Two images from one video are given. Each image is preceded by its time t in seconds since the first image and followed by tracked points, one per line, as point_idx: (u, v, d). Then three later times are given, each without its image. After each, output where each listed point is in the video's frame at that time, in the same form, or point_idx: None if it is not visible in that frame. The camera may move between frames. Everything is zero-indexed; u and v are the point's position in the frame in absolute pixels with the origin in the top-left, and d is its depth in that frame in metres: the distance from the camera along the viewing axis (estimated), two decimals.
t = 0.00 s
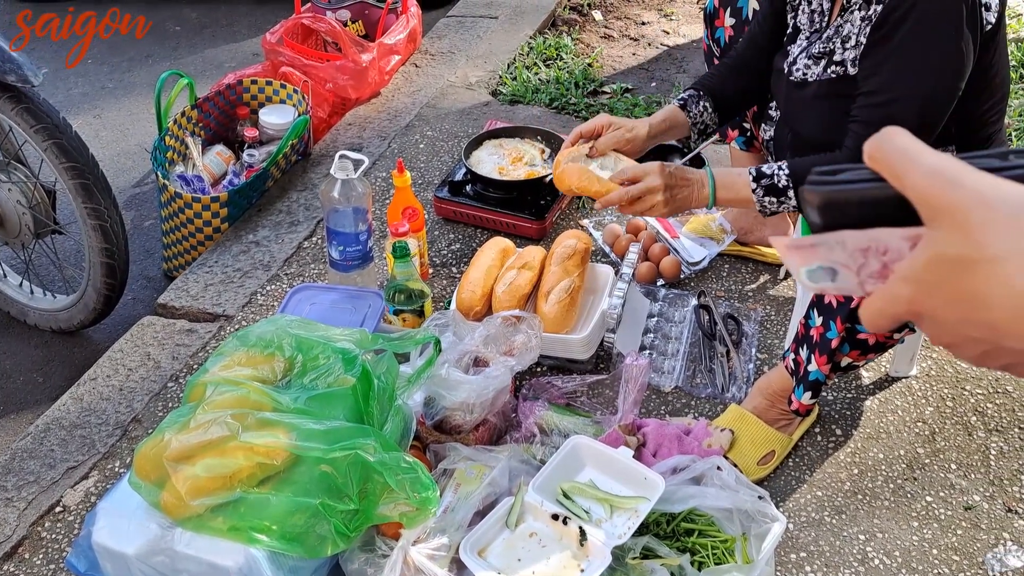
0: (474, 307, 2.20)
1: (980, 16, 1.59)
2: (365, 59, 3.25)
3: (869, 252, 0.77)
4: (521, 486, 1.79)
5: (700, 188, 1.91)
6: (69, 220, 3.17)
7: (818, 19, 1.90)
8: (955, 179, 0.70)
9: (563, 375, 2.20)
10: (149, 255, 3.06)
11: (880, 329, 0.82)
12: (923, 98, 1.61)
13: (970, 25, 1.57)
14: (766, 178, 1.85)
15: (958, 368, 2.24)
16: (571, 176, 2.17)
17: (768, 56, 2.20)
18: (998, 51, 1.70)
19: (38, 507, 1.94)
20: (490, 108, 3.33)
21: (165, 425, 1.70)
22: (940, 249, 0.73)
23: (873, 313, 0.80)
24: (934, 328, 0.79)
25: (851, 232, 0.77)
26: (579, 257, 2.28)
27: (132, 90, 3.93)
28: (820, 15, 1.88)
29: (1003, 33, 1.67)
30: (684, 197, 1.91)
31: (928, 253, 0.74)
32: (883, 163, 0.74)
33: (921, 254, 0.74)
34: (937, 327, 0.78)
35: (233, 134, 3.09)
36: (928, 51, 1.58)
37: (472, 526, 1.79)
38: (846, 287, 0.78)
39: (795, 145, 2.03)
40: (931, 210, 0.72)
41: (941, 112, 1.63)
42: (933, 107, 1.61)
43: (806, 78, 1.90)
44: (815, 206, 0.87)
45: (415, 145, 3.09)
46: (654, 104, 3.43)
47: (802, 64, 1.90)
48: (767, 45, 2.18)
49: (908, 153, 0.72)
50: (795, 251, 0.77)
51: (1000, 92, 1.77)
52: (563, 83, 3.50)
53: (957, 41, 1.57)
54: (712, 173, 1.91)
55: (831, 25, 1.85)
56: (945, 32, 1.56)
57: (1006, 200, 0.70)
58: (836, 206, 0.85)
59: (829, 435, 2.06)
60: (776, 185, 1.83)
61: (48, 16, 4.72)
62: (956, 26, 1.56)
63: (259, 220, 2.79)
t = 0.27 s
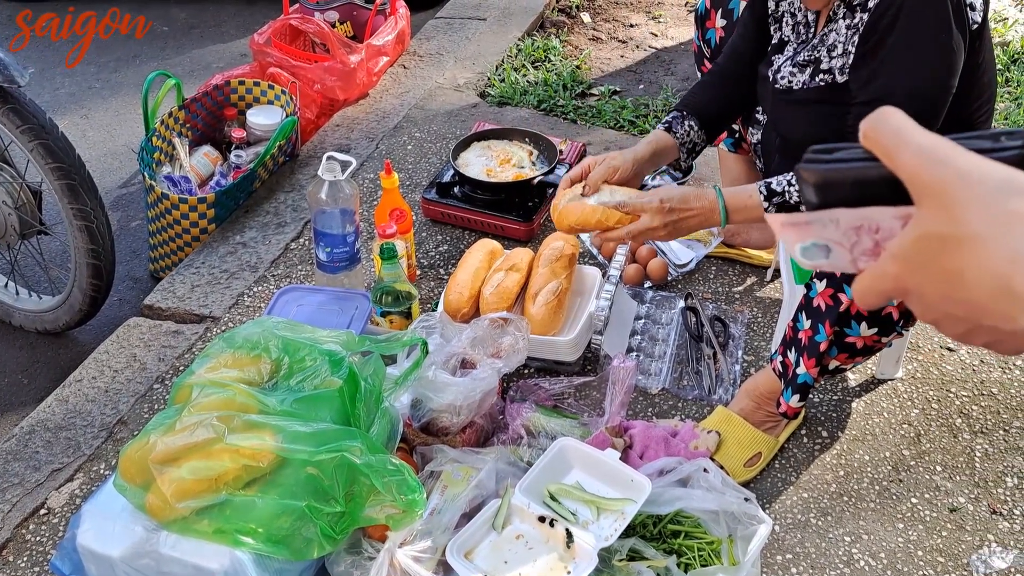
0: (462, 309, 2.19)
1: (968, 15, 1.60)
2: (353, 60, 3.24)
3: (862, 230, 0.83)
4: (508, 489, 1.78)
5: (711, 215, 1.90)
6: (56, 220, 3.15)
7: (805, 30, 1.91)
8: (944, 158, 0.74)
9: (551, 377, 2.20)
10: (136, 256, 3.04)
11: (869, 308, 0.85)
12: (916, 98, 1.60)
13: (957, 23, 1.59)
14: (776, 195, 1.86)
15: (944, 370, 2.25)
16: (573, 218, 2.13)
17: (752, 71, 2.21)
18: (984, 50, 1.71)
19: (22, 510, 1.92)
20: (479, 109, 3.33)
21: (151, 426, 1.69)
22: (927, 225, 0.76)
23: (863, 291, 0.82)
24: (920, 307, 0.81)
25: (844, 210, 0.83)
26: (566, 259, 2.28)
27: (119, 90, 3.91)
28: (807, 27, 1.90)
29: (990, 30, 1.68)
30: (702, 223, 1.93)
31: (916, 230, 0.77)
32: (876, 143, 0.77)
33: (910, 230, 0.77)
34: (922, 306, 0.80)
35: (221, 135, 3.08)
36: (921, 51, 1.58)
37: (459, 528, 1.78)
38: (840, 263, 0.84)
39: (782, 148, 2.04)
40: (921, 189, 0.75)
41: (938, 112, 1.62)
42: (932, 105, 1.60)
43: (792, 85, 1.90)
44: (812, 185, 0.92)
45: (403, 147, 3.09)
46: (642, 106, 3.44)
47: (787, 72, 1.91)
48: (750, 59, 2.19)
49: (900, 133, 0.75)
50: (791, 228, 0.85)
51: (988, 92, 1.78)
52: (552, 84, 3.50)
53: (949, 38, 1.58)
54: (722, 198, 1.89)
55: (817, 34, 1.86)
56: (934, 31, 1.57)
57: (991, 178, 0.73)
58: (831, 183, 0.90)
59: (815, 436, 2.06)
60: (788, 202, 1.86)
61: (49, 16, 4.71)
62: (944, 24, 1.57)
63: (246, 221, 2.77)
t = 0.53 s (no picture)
0: (457, 310, 2.19)
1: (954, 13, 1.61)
2: (349, 62, 3.24)
3: (885, 244, 0.78)
4: (503, 490, 1.78)
5: (718, 252, 1.82)
6: (51, 222, 3.14)
7: (790, 44, 1.92)
8: (964, 170, 0.70)
9: (546, 378, 2.20)
10: (131, 257, 3.04)
11: (890, 322, 0.81)
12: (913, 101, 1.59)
13: (943, 22, 1.59)
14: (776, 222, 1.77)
15: (939, 371, 2.25)
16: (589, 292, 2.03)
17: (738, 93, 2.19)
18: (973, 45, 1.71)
19: (17, 512, 1.92)
20: (474, 111, 3.33)
21: (146, 428, 1.69)
22: (944, 239, 0.72)
23: (884, 306, 0.79)
24: (937, 321, 0.77)
25: (869, 222, 0.78)
26: (562, 260, 2.28)
27: (115, 92, 3.90)
28: (792, 41, 1.91)
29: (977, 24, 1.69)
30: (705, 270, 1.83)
31: (932, 243, 0.73)
32: (900, 157, 0.73)
33: (927, 242, 0.73)
34: (939, 320, 0.77)
35: (216, 137, 3.08)
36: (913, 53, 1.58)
37: (454, 530, 1.78)
38: (864, 278, 0.81)
39: (775, 150, 2.04)
40: (941, 203, 0.71)
41: (932, 114, 1.61)
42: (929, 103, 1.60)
43: (780, 97, 1.91)
44: (837, 199, 0.81)
45: (398, 148, 3.09)
46: (637, 108, 3.44)
47: (774, 84, 1.91)
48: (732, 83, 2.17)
49: (921, 146, 0.72)
50: (817, 240, 0.80)
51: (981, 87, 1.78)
52: (547, 86, 3.50)
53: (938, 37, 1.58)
54: (721, 239, 1.82)
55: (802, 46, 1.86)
56: (922, 33, 1.57)
57: (1011, 193, 0.69)
58: (859, 196, 0.79)
59: (811, 437, 2.07)
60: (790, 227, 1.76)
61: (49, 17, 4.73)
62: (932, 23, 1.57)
63: (242, 223, 2.77)
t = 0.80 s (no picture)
0: (456, 312, 2.19)
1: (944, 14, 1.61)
2: (349, 64, 3.25)
3: (898, 230, 0.83)
4: (503, 493, 1.78)
5: (717, 267, 1.88)
6: (51, 224, 3.14)
7: (777, 48, 1.92)
8: (976, 158, 0.73)
9: (546, 380, 2.20)
10: (131, 259, 3.04)
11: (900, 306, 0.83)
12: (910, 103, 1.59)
13: (933, 23, 1.59)
14: (776, 233, 1.80)
15: (939, 373, 2.25)
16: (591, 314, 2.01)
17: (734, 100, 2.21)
18: (967, 45, 1.71)
19: (17, 513, 1.92)
20: (473, 113, 3.34)
21: (145, 430, 1.69)
22: (955, 225, 0.74)
23: (894, 290, 0.81)
24: (945, 307, 0.80)
25: (881, 208, 0.83)
26: (561, 262, 2.28)
27: (115, 94, 3.90)
28: (780, 47, 1.90)
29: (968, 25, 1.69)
30: (707, 287, 1.88)
31: (943, 229, 0.75)
32: (915, 142, 0.76)
33: (939, 229, 0.76)
34: (945, 307, 0.79)
35: (216, 139, 3.08)
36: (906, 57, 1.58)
37: (454, 532, 1.78)
38: (877, 262, 0.85)
39: (772, 155, 2.03)
40: (954, 189, 0.74)
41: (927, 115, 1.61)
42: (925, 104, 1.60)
43: (774, 105, 1.91)
44: (852, 183, 0.84)
45: (397, 150, 3.09)
46: (636, 110, 3.44)
47: (768, 93, 1.91)
48: (727, 98, 2.15)
49: (937, 132, 0.74)
50: (831, 223, 0.86)
51: (977, 87, 1.78)
52: (546, 88, 3.50)
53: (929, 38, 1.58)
54: (722, 259, 1.87)
55: (793, 52, 1.86)
56: (912, 35, 1.57)
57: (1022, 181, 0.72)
58: (873, 181, 0.83)
59: (811, 440, 2.06)
60: (789, 237, 1.79)
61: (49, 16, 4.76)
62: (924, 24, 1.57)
63: (241, 225, 2.77)
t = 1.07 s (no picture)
0: (456, 313, 2.19)
1: (943, 15, 1.60)
2: (347, 67, 3.25)
3: (889, 246, 0.83)
4: (503, 495, 1.78)
5: (703, 251, 1.84)
6: (51, 227, 3.14)
7: (780, 40, 1.93)
8: (968, 176, 0.74)
9: (545, 382, 2.20)
10: (130, 262, 3.04)
11: (894, 320, 0.85)
12: (907, 106, 1.58)
13: (931, 24, 1.58)
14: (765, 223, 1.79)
15: (940, 374, 2.24)
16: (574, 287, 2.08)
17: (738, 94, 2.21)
18: (967, 44, 1.71)
19: (17, 516, 1.92)
20: (472, 115, 3.34)
21: (145, 433, 1.69)
22: (949, 242, 0.76)
23: (890, 304, 0.83)
24: (943, 323, 0.81)
25: (872, 225, 0.83)
26: (560, 264, 2.28)
27: (114, 97, 3.91)
28: (783, 37, 1.91)
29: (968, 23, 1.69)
30: (688, 265, 1.83)
31: (938, 247, 0.77)
32: (904, 159, 0.77)
33: (933, 247, 0.77)
34: (942, 322, 0.81)
35: (216, 141, 3.08)
36: (902, 58, 1.58)
37: (454, 534, 1.78)
38: (869, 278, 0.86)
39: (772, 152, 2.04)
40: (946, 206, 0.75)
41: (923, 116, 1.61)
42: (921, 105, 1.60)
43: (776, 99, 1.90)
44: (841, 201, 0.83)
45: (396, 153, 3.09)
46: (635, 111, 3.44)
47: (770, 86, 1.91)
48: (728, 72, 2.23)
49: (927, 150, 0.75)
50: (821, 241, 0.86)
51: (977, 85, 1.77)
52: (545, 90, 3.50)
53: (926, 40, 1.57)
54: (708, 240, 1.84)
55: (794, 44, 1.87)
56: (909, 36, 1.57)
57: (1013, 197, 0.72)
58: (863, 198, 0.82)
59: (812, 441, 2.06)
60: (778, 227, 1.78)
61: (49, 17, 4.77)
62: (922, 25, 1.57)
63: (241, 228, 2.77)
